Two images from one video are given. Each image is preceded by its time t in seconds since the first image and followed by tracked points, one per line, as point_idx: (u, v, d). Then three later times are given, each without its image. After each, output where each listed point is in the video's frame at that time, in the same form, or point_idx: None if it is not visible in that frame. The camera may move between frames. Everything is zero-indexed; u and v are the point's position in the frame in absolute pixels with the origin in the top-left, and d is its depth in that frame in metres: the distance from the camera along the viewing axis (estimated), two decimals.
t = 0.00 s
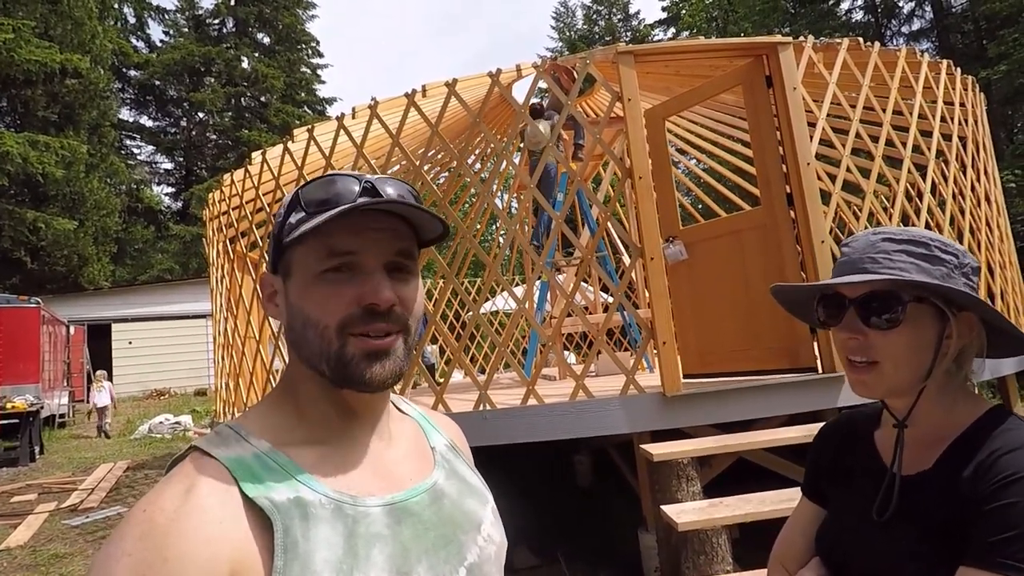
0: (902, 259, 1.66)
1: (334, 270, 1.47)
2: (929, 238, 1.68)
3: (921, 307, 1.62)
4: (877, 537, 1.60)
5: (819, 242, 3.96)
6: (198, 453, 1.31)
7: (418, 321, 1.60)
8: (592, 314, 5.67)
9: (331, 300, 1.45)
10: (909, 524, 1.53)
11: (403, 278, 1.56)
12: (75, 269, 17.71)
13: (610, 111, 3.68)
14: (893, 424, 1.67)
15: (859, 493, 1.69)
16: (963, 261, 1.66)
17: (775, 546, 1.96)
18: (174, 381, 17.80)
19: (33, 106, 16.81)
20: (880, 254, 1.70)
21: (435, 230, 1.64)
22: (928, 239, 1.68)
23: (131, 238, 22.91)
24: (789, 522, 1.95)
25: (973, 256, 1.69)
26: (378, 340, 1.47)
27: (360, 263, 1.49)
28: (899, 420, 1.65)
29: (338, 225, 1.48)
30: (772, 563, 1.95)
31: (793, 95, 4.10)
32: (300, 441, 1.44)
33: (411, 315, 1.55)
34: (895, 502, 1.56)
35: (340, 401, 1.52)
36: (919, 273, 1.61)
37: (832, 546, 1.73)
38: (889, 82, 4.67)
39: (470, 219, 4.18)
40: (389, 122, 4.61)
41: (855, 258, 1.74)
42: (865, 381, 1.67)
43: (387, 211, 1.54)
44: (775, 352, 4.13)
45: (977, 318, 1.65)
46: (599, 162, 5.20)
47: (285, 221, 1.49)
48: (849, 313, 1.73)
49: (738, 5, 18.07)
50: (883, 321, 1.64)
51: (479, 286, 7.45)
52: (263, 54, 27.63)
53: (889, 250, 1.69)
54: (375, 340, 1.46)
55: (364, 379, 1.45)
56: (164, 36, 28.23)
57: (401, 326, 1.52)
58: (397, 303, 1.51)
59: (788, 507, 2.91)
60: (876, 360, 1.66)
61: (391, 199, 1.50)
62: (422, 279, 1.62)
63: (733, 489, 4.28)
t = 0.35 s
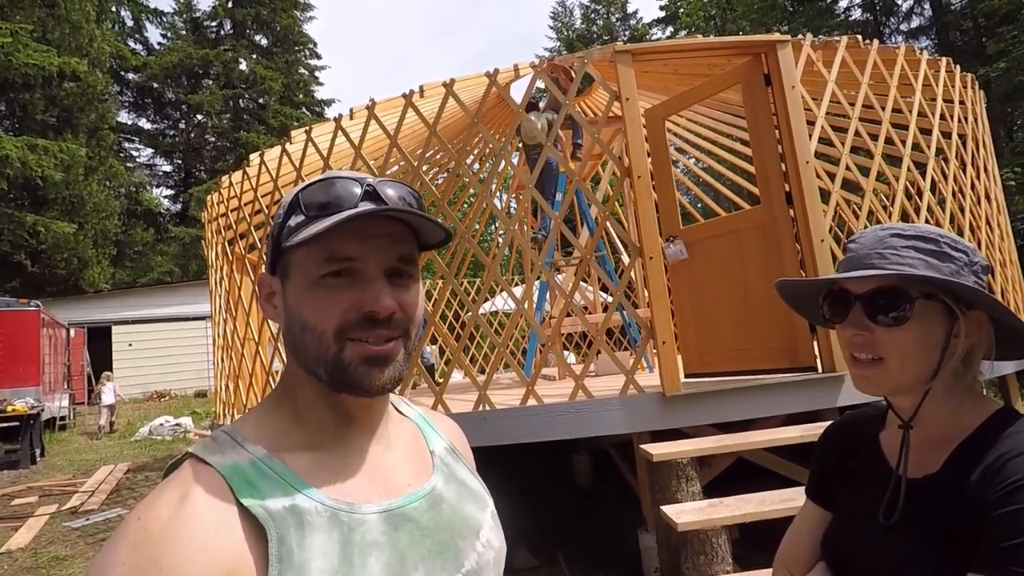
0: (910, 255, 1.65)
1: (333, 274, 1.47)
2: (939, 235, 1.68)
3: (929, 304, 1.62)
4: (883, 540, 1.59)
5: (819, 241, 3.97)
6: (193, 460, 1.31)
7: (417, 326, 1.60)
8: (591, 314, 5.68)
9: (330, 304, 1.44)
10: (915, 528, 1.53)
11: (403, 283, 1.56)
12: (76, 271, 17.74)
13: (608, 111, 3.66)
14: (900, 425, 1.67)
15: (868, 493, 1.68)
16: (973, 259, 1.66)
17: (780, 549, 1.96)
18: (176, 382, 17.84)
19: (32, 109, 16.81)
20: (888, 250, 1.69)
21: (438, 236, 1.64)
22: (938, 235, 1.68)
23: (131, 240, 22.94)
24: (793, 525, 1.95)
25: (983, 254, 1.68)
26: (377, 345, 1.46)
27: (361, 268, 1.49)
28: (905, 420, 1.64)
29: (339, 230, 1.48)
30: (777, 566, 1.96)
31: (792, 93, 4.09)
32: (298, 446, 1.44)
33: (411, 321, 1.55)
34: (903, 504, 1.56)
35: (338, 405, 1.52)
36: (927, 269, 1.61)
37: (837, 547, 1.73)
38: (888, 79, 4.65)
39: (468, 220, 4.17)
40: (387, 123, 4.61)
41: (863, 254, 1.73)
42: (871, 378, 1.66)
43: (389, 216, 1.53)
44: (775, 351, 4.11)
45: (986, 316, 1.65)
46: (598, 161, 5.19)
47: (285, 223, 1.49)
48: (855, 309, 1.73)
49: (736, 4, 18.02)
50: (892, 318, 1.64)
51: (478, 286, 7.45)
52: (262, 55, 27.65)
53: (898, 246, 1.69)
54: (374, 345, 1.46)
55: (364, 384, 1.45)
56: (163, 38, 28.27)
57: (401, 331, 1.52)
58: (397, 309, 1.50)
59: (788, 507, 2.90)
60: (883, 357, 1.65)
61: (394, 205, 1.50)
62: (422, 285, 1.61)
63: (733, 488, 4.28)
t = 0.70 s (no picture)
0: (944, 239, 1.64)
1: (334, 269, 1.47)
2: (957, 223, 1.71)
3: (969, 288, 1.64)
4: (890, 534, 1.59)
5: (820, 237, 3.98)
6: (195, 458, 1.31)
7: (419, 322, 1.60)
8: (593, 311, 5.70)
9: (331, 299, 1.45)
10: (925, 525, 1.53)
11: (404, 279, 1.57)
12: (77, 272, 17.76)
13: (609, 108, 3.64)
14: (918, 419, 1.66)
15: (878, 486, 1.68)
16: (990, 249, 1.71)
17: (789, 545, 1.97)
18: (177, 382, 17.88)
19: (33, 109, 16.81)
20: (921, 235, 1.66)
21: (439, 230, 1.64)
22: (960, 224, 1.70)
23: (132, 241, 22.97)
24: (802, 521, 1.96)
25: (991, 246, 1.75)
26: (377, 340, 1.47)
27: (361, 263, 1.49)
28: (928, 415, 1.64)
29: (339, 226, 1.48)
30: (786, 563, 1.97)
31: (793, 89, 4.08)
32: (299, 444, 1.44)
33: (412, 316, 1.55)
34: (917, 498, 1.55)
35: (339, 402, 1.52)
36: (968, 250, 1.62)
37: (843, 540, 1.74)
38: (889, 74, 4.63)
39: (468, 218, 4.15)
40: (387, 121, 4.60)
41: (895, 239, 1.69)
42: (907, 365, 1.64)
43: (390, 211, 1.54)
44: (776, 347, 4.11)
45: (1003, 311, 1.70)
46: (598, 158, 5.18)
47: (287, 219, 1.49)
48: (892, 294, 1.68)
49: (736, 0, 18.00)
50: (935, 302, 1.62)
51: (479, 285, 7.45)
52: (262, 55, 27.66)
53: (928, 232, 1.67)
54: (374, 340, 1.46)
55: (364, 379, 1.45)
56: (163, 38, 28.29)
57: (403, 327, 1.52)
58: (399, 304, 1.50)
59: (791, 504, 2.89)
60: (922, 345, 1.63)
61: (394, 199, 1.50)
62: (423, 281, 1.62)
63: (736, 486, 4.27)
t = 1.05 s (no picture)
0: (940, 236, 1.65)
1: (329, 258, 1.48)
2: (970, 219, 1.69)
3: (962, 285, 1.63)
4: (899, 535, 1.61)
5: (824, 238, 3.94)
6: (189, 451, 1.32)
7: (414, 315, 1.61)
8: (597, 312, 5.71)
9: (327, 287, 1.45)
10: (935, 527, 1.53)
11: (398, 269, 1.58)
12: (84, 272, 17.88)
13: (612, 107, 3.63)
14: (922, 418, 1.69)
15: (887, 485, 1.70)
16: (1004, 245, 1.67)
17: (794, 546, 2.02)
18: (183, 383, 18.03)
19: (40, 109, 16.92)
20: (920, 231, 1.68)
21: (432, 219, 1.67)
22: (969, 220, 1.68)
23: (139, 241, 23.10)
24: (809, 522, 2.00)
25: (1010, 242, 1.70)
26: (374, 326, 1.47)
27: (356, 252, 1.51)
28: (929, 413, 1.67)
29: (333, 214, 1.50)
30: (793, 563, 2.02)
31: (797, 88, 4.05)
32: (294, 438, 1.44)
33: (406, 305, 1.56)
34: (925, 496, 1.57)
35: (334, 394, 1.53)
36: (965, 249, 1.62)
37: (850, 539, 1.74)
38: (894, 73, 4.60)
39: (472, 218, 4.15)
40: (390, 120, 4.61)
41: (892, 235, 1.72)
42: (897, 361, 1.65)
43: (382, 202, 1.57)
44: (781, 347, 4.08)
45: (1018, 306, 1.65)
46: (602, 159, 5.17)
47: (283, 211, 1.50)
48: (883, 291, 1.72)
49: None
50: (923, 302, 1.64)
51: (482, 285, 7.46)
52: (266, 55, 27.82)
53: (929, 228, 1.68)
54: (370, 325, 1.47)
55: (360, 366, 1.45)
56: (170, 40, 28.49)
57: (397, 314, 1.53)
58: (394, 292, 1.52)
59: (794, 504, 2.87)
60: (912, 342, 1.65)
61: (389, 187, 1.52)
62: (417, 274, 1.64)
63: (741, 488, 4.25)
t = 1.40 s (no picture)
0: (930, 231, 1.69)
1: (335, 264, 1.49)
2: (974, 213, 1.69)
3: (942, 279, 1.66)
4: (910, 531, 1.64)
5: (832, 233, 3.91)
6: (192, 456, 1.32)
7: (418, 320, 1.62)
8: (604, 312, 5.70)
9: (334, 293, 1.46)
10: (944, 523, 1.57)
11: (403, 275, 1.59)
12: (94, 279, 18.03)
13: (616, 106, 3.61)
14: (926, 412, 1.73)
15: (901, 481, 1.73)
16: (1013, 240, 1.64)
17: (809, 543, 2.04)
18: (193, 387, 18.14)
19: (48, 120, 17.02)
20: (913, 225, 1.73)
21: (437, 224, 1.67)
22: (971, 214, 1.69)
23: (147, 247, 23.21)
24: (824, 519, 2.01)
25: None
26: (379, 333, 1.48)
27: (363, 258, 1.51)
28: (931, 407, 1.71)
29: (340, 221, 1.50)
30: (809, 561, 2.03)
31: (802, 83, 4.03)
32: (297, 441, 1.45)
33: (411, 311, 1.57)
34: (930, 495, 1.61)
35: (336, 399, 1.53)
36: (950, 244, 1.64)
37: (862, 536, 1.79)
38: (900, 67, 4.57)
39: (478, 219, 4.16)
40: (395, 123, 4.62)
41: (890, 228, 1.79)
42: (882, 351, 1.71)
43: (389, 208, 1.58)
44: (789, 344, 4.08)
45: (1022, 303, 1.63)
46: (607, 158, 5.16)
47: (289, 215, 1.51)
48: (873, 283, 1.79)
49: None
50: (906, 294, 1.69)
51: (489, 286, 7.46)
52: (270, 61, 27.94)
53: (924, 221, 1.72)
54: (376, 332, 1.47)
55: (365, 372, 1.46)
56: (173, 47, 28.62)
57: (402, 321, 1.53)
58: (399, 298, 1.52)
59: (806, 503, 2.85)
60: (893, 333, 1.71)
61: (394, 193, 1.53)
62: (422, 278, 1.64)
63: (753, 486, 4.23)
